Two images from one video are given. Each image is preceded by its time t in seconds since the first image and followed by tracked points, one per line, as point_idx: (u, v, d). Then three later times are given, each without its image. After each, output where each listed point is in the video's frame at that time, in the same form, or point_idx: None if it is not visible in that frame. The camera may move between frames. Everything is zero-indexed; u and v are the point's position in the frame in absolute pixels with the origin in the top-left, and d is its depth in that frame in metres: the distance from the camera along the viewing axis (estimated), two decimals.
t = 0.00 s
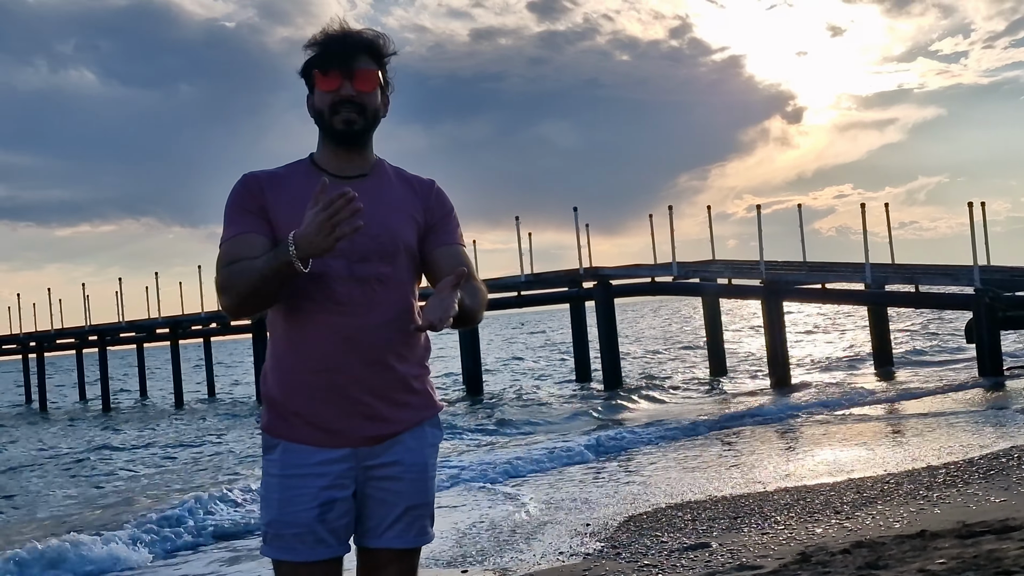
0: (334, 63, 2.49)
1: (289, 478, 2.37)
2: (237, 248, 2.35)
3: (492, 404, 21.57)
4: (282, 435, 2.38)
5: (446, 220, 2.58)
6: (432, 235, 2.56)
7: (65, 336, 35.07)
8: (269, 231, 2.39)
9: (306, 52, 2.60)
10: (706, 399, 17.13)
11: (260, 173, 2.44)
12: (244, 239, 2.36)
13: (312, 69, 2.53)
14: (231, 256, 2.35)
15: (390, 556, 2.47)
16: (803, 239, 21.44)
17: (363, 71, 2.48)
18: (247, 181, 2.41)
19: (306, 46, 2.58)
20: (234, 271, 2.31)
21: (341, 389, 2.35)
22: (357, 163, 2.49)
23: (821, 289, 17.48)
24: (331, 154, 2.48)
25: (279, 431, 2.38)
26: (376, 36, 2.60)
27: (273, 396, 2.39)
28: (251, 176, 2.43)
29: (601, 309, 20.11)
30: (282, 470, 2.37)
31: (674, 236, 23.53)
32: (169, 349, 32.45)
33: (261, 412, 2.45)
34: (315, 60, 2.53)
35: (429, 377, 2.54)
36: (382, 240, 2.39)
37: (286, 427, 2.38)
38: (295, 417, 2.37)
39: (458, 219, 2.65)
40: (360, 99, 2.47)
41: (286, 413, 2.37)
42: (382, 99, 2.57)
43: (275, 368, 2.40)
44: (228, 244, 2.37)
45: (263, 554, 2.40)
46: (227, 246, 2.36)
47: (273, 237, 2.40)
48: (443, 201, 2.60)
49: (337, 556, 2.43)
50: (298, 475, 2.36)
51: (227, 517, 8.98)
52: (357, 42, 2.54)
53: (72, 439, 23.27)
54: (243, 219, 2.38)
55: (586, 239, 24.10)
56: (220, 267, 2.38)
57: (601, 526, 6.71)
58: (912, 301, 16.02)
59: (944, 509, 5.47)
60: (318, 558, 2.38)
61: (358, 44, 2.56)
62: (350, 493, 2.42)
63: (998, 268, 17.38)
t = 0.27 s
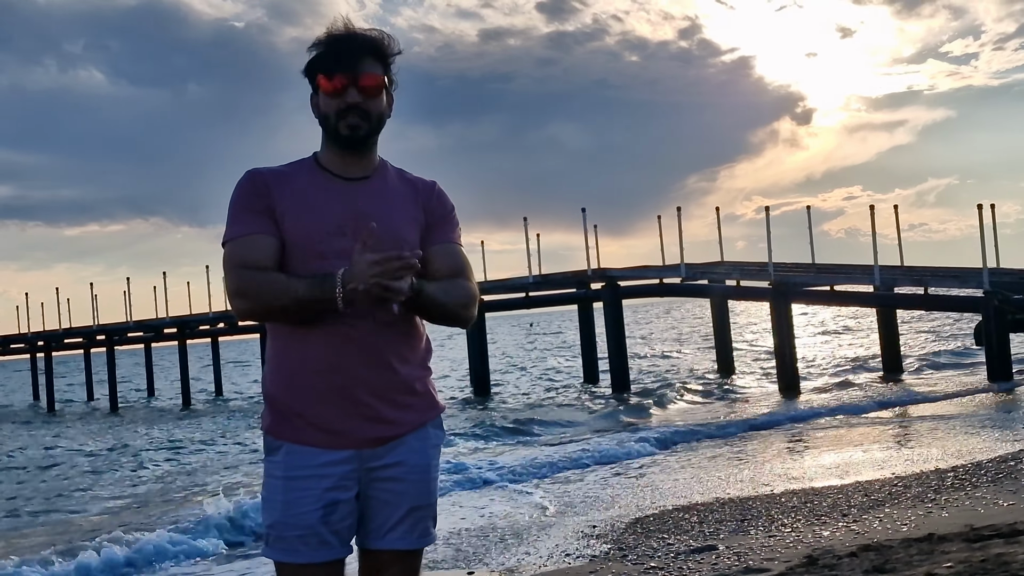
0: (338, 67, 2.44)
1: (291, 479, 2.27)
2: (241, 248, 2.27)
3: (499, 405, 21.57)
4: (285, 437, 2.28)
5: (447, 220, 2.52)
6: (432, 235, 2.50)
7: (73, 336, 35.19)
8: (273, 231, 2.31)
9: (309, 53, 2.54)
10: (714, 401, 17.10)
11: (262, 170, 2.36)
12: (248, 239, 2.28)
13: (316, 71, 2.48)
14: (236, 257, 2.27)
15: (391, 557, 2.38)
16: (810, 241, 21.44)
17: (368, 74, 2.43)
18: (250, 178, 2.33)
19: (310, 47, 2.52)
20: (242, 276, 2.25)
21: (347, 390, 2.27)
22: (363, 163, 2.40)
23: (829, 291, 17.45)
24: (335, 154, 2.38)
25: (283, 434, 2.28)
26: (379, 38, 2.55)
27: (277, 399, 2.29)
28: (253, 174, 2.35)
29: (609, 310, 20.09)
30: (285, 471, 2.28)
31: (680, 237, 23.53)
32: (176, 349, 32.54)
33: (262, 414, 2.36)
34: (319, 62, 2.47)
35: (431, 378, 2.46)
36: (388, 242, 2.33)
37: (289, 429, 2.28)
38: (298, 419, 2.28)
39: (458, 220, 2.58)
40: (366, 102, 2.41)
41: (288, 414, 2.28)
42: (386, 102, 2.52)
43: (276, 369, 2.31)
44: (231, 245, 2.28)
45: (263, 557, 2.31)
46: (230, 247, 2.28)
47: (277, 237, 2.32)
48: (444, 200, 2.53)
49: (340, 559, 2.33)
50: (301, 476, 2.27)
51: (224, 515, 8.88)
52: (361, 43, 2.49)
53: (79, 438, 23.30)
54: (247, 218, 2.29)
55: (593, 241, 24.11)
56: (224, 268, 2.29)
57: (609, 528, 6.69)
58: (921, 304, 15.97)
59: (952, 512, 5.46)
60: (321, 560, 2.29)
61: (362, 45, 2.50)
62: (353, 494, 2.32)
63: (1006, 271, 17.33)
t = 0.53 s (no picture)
0: (328, 62, 2.39)
1: (287, 480, 2.26)
2: (233, 250, 2.24)
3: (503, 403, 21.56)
4: (282, 437, 2.28)
5: (445, 213, 2.46)
6: (430, 231, 2.43)
7: (77, 334, 35.24)
8: (267, 232, 2.28)
9: (299, 50, 2.49)
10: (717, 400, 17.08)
11: (255, 170, 2.32)
12: (241, 240, 2.25)
13: (306, 68, 2.43)
14: (229, 258, 2.25)
15: (390, 557, 2.35)
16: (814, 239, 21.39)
17: (359, 68, 2.38)
18: (242, 179, 2.30)
19: (298, 45, 2.48)
20: (235, 278, 2.23)
21: (342, 390, 2.25)
22: (356, 160, 2.35)
23: (833, 289, 17.42)
24: (328, 153, 2.33)
25: (280, 435, 2.28)
26: (370, 32, 2.50)
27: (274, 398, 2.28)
28: (246, 174, 2.31)
29: (613, 308, 20.08)
30: (281, 472, 2.27)
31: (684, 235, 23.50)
32: (180, 347, 32.58)
33: (259, 414, 2.35)
34: (309, 60, 2.42)
35: (430, 375, 2.42)
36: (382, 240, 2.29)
37: (285, 429, 2.27)
38: (294, 419, 2.27)
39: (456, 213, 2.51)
40: (357, 99, 2.36)
41: (284, 415, 2.27)
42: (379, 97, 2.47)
43: (273, 370, 2.29)
44: (225, 247, 2.26)
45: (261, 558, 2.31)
46: (224, 249, 2.26)
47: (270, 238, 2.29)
48: (440, 193, 2.47)
49: (337, 559, 2.32)
50: (297, 476, 2.26)
51: (220, 518, 8.78)
52: (352, 39, 2.45)
53: (83, 436, 23.35)
54: (240, 219, 2.27)
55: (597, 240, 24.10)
56: (218, 270, 2.28)
57: (611, 526, 6.69)
58: (925, 302, 15.95)
59: (955, 511, 5.45)
60: (319, 560, 2.28)
61: (353, 41, 2.46)
62: (350, 495, 2.30)
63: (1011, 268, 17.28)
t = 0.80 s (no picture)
0: (310, 69, 2.36)
1: (274, 491, 2.24)
2: (215, 262, 2.20)
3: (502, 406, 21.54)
4: (267, 449, 2.25)
5: (430, 218, 2.40)
6: (415, 237, 2.37)
7: (76, 337, 35.22)
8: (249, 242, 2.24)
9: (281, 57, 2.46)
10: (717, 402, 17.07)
11: (237, 180, 2.29)
12: (224, 251, 2.21)
13: (289, 75, 2.39)
14: (212, 271, 2.21)
15: (378, 567, 2.31)
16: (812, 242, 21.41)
17: (342, 75, 2.34)
18: (224, 190, 2.27)
19: (280, 51, 2.44)
20: (216, 289, 2.19)
21: (327, 400, 2.21)
22: (339, 167, 2.31)
23: (832, 291, 17.41)
24: (312, 160, 2.30)
25: (266, 446, 2.24)
26: (353, 37, 2.46)
27: (258, 410, 2.25)
28: (228, 185, 2.28)
29: (611, 310, 20.06)
30: (267, 483, 2.24)
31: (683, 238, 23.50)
32: (179, 350, 32.57)
33: (246, 425, 2.31)
34: (290, 66, 2.38)
35: (417, 383, 2.38)
36: (366, 248, 2.24)
37: (271, 440, 2.24)
38: (280, 430, 2.23)
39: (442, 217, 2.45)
40: (340, 105, 2.33)
41: (269, 425, 2.23)
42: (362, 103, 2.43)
43: (258, 381, 2.26)
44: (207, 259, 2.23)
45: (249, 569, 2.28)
46: (207, 260, 2.22)
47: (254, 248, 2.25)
48: (426, 197, 2.41)
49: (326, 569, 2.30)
50: (284, 487, 2.23)
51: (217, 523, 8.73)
52: (334, 46, 2.41)
53: (82, 440, 23.32)
54: (223, 229, 2.23)
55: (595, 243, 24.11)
56: (201, 283, 2.24)
57: (610, 530, 6.67)
58: (924, 304, 15.94)
59: (953, 515, 5.44)
60: (307, 569, 2.26)
61: (335, 47, 2.42)
62: (337, 504, 2.28)
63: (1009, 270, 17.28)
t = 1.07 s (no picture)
0: (290, 73, 2.33)
1: (259, 499, 2.22)
2: (195, 269, 2.20)
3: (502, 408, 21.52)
4: (250, 456, 2.22)
5: (412, 221, 2.36)
6: (396, 239, 2.33)
7: (77, 340, 35.22)
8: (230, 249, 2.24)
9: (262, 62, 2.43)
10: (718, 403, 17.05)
11: (219, 190, 2.29)
12: (203, 259, 2.21)
13: (268, 79, 2.36)
14: (191, 279, 2.21)
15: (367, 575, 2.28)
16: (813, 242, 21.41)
17: (322, 79, 2.31)
18: (205, 200, 2.27)
19: (261, 55, 2.42)
20: (193, 297, 2.17)
21: (306, 406, 2.18)
22: (319, 172, 2.29)
23: (832, 291, 17.40)
24: (292, 166, 2.28)
25: (247, 453, 2.22)
26: (334, 42, 2.43)
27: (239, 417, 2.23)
28: (209, 194, 2.28)
29: (611, 311, 20.05)
30: (252, 491, 2.22)
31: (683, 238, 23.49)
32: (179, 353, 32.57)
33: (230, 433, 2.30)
34: (269, 71, 2.36)
35: (403, 389, 2.35)
36: (345, 253, 2.22)
37: (253, 448, 2.22)
38: (261, 438, 2.21)
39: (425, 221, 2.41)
40: (319, 110, 2.29)
41: (251, 434, 2.21)
42: (344, 107, 2.40)
43: (240, 388, 2.24)
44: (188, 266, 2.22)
45: None
46: (187, 268, 2.22)
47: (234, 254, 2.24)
48: (408, 200, 2.37)
49: None
50: (268, 495, 2.21)
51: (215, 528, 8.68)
52: (315, 50, 2.38)
53: (82, 443, 23.31)
54: (204, 237, 2.23)
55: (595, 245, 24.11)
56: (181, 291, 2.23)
57: (610, 532, 6.66)
58: (924, 303, 15.92)
59: (954, 515, 5.43)
60: None
61: (316, 52, 2.39)
62: (322, 511, 2.25)
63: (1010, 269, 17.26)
